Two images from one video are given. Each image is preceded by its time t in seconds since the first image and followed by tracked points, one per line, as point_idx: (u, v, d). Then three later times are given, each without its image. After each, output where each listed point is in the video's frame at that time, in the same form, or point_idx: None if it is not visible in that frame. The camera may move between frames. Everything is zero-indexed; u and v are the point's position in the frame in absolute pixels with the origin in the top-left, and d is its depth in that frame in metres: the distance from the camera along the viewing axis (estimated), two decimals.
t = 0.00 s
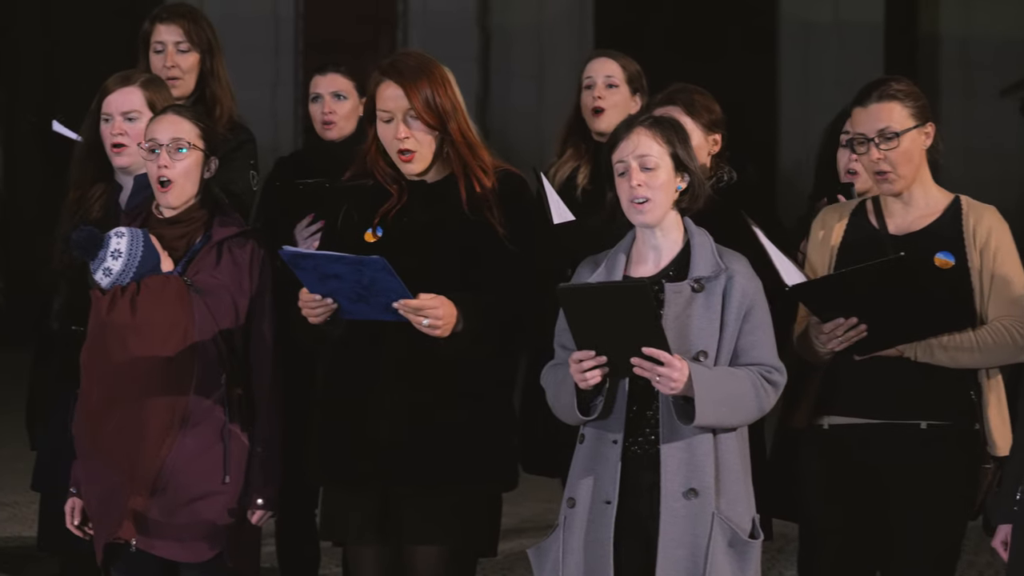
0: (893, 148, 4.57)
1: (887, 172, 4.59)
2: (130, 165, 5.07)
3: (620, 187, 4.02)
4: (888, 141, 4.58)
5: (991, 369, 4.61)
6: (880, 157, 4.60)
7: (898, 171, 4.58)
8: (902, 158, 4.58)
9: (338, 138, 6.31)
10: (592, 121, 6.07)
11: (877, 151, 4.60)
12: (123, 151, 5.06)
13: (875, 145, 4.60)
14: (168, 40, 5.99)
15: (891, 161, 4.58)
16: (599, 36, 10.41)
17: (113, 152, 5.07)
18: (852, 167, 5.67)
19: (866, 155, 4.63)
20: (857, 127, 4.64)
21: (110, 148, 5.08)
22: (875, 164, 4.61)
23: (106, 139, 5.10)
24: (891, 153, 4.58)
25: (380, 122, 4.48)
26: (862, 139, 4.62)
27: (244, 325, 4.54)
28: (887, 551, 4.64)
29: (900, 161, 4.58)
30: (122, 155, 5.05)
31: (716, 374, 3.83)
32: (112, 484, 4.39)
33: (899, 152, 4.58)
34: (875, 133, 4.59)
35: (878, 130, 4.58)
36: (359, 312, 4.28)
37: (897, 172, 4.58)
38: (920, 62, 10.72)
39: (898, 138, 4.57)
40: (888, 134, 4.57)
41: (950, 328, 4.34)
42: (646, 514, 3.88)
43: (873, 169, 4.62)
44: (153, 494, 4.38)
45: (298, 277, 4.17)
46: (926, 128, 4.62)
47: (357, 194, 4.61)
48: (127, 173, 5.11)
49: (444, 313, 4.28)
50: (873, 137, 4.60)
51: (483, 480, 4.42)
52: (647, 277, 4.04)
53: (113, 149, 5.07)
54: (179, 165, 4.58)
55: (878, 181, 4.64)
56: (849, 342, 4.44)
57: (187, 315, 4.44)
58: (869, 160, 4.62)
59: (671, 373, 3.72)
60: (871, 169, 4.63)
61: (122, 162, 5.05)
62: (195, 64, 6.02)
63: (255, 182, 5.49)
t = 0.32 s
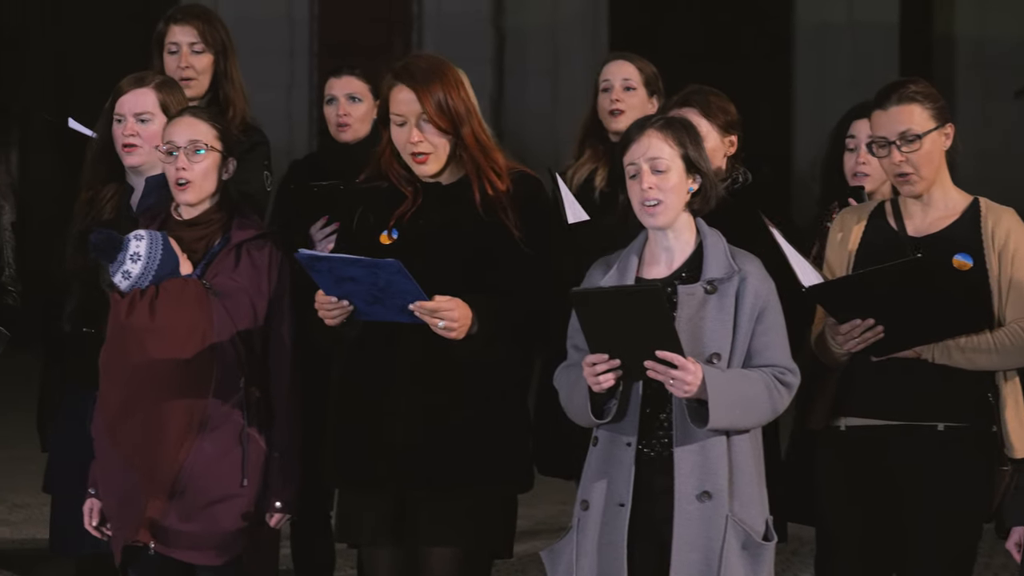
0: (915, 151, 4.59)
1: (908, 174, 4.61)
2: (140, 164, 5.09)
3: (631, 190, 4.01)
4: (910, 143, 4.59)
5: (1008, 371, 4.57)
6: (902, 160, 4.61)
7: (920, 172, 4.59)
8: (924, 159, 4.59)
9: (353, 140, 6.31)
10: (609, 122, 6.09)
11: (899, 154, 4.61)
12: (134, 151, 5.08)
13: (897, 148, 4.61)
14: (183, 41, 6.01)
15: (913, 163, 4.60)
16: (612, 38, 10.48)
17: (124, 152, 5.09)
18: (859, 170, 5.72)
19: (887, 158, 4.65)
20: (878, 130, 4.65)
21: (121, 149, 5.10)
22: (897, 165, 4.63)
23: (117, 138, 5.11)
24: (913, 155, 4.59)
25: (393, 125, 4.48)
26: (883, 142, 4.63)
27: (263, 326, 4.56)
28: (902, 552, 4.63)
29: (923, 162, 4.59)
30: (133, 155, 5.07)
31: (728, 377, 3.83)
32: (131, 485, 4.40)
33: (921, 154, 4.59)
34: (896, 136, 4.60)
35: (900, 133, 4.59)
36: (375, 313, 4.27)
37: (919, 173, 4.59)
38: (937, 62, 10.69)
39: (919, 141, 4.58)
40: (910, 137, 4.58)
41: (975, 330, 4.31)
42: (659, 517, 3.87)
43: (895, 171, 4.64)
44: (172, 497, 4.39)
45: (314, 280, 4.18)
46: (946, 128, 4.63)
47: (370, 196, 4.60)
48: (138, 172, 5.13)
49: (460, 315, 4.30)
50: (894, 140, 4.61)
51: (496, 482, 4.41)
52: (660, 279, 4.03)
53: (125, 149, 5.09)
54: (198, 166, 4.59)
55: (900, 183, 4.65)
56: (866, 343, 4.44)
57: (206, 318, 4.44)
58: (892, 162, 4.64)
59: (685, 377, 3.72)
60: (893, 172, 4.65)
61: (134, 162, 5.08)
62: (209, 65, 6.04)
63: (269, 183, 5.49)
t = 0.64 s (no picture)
0: (937, 156, 4.58)
1: (930, 178, 4.60)
2: (147, 165, 5.07)
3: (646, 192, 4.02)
4: (931, 149, 4.58)
5: None
6: (924, 165, 4.60)
7: (942, 176, 4.59)
8: (946, 163, 4.60)
9: (369, 141, 6.33)
10: (622, 123, 6.12)
11: (921, 159, 4.60)
12: (141, 152, 5.05)
13: (919, 154, 4.59)
14: (199, 44, 6.03)
15: (935, 167, 4.60)
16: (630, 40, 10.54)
17: (129, 153, 5.06)
18: (872, 162, 5.65)
19: (908, 165, 4.64)
20: (897, 137, 4.65)
21: (127, 149, 5.07)
22: (918, 172, 4.62)
23: (123, 139, 5.08)
24: (934, 160, 4.59)
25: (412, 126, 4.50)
26: (903, 149, 4.63)
27: (282, 324, 4.57)
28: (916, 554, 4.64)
29: (945, 166, 4.60)
30: (140, 156, 5.05)
31: (746, 379, 3.84)
32: (149, 490, 4.42)
33: (943, 159, 4.59)
34: (917, 143, 4.59)
35: (920, 140, 4.58)
36: (388, 316, 4.30)
37: (941, 177, 4.60)
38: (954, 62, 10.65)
39: (941, 146, 4.57)
40: (931, 143, 4.57)
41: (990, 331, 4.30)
42: (676, 520, 3.89)
43: (914, 177, 4.63)
44: (191, 501, 4.42)
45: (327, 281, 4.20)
46: (964, 131, 4.63)
47: (389, 196, 4.65)
48: (145, 173, 5.11)
49: (472, 318, 4.29)
50: (915, 146, 4.60)
51: (512, 485, 4.44)
52: (677, 280, 4.04)
53: (131, 150, 5.06)
54: (221, 167, 4.63)
55: (919, 188, 4.65)
56: (882, 345, 4.44)
57: (223, 323, 4.47)
58: (913, 168, 4.63)
59: (702, 381, 3.73)
60: (913, 178, 4.64)
61: (140, 163, 5.06)
62: (225, 67, 6.07)
63: (285, 182, 5.53)
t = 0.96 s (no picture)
0: (955, 156, 4.58)
1: (948, 178, 4.60)
2: (150, 165, 5.10)
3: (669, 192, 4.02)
4: (950, 149, 4.58)
5: None
6: (943, 165, 4.60)
7: (960, 176, 4.59)
8: (965, 164, 4.59)
9: (384, 140, 6.33)
10: (641, 127, 6.09)
11: (939, 159, 4.60)
12: (145, 152, 5.08)
13: (937, 154, 4.59)
14: (210, 48, 6.04)
15: (953, 167, 4.59)
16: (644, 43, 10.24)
17: (134, 153, 5.09)
18: (888, 160, 5.64)
19: (927, 164, 4.64)
20: (916, 138, 4.65)
21: (132, 149, 5.09)
22: (937, 172, 4.62)
23: (128, 139, 5.10)
24: (953, 160, 4.59)
25: (435, 108, 4.52)
26: (922, 149, 4.63)
27: (300, 325, 4.58)
28: (936, 557, 4.63)
29: (963, 167, 4.59)
30: (145, 155, 5.07)
31: (771, 383, 3.83)
32: (168, 491, 4.44)
33: (961, 159, 4.59)
34: (935, 143, 4.59)
35: (939, 139, 4.58)
36: (402, 318, 4.31)
37: (959, 177, 4.59)
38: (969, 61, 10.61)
39: (959, 146, 4.57)
40: (950, 143, 4.57)
41: (1008, 332, 4.28)
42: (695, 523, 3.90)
43: (933, 177, 4.62)
44: (209, 503, 4.43)
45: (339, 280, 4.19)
46: (982, 131, 4.63)
47: (407, 195, 4.66)
48: (149, 172, 5.14)
49: (484, 319, 4.29)
50: (934, 145, 4.60)
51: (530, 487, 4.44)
52: (700, 282, 4.05)
53: (135, 149, 5.08)
54: (241, 169, 4.64)
55: (937, 188, 4.64)
56: (897, 344, 4.44)
57: (241, 323, 4.47)
58: (931, 168, 4.63)
59: (723, 387, 3.74)
60: (931, 177, 4.64)
61: (145, 163, 5.09)
62: (237, 70, 6.09)
63: (301, 174, 5.54)
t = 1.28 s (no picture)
0: (974, 156, 4.57)
1: (965, 179, 4.59)
2: (163, 169, 5.11)
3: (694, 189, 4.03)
4: (968, 149, 4.57)
5: None
6: (960, 165, 4.59)
7: (977, 177, 4.58)
8: (982, 165, 4.58)
9: (400, 142, 6.35)
10: (654, 128, 6.12)
11: (957, 159, 4.59)
12: (157, 156, 5.09)
13: (955, 154, 4.59)
14: (225, 53, 6.05)
15: (971, 168, 4.58)
16: (662, 44, 10.06)
17: (146, 157, 5.10)
18: (915, 167, 5.63)
19: (945, 164, 4.63)
20: (935, 137, 4.64)
21: (143, 154, 5.10)
22: (954, 172, 4.61)
23: (139, 144, 5.11)
24: (971, 161, 4.58)
25: (452, 103, 4.57)
26: (940, 148, 4.62)
27: (320, 326, 4.59)
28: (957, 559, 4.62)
29: (980, 168, 4.58)
30: (157, 160, 5.08)
31: (795, 386, 3.84)
32: (189, 492, 4.44)
33: (979, 160, 4.58)
34: (954, 143, 4.59)
35: (958, 139, 4.57)
36: (422, 316, 4.31)
37: (975, 179, 4.58)
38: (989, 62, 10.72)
39: (978, 146, 4.57)
40: (968, 143, 4.57)
41: None
42: (717, 525, 3.91)
43: (951, 177, 4.62)
44: (229, 504, 4.43)
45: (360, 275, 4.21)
46: (1002, 133, 4.62)
47: (429, 194, 4.67)
48: (160, 177, 5.15)
49: (505, 315, 4.29)
50: (952, 146, 4.59)
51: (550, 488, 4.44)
52: (725, 284, 4.05)
53: (147, 154, 5.09)
54: (259, 171, 4.66)
55: (955, 188, 4.63)
56: (917, 345, 4.42)
57: (260, 324, 4.48)
58: (949, 168, 4.62)
59: (746, 389, 3.74)
60: (949, 178, 4.63)
61: (156, 167, 5.10)
62: (252, 75, 6.10)
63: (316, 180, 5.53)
